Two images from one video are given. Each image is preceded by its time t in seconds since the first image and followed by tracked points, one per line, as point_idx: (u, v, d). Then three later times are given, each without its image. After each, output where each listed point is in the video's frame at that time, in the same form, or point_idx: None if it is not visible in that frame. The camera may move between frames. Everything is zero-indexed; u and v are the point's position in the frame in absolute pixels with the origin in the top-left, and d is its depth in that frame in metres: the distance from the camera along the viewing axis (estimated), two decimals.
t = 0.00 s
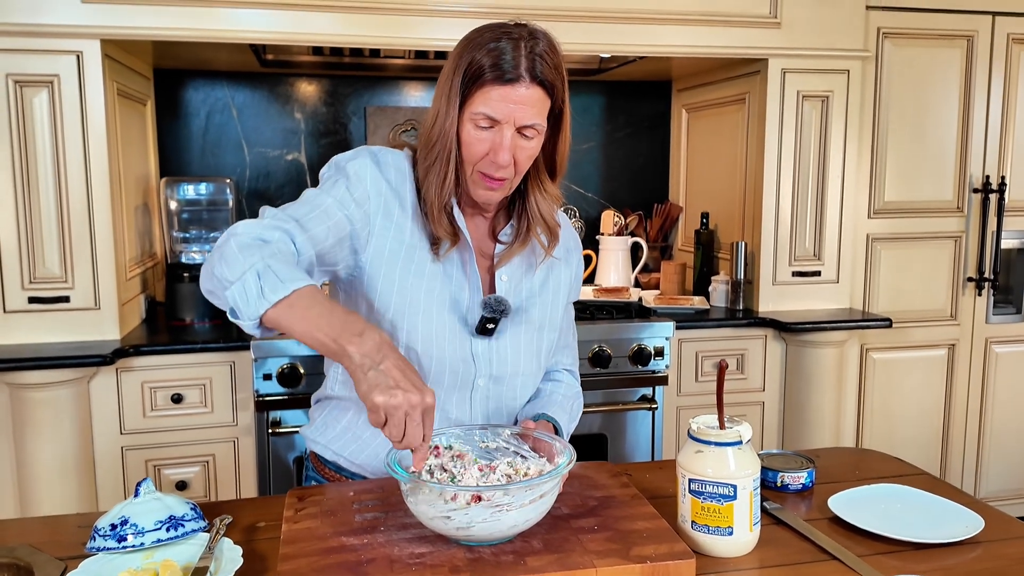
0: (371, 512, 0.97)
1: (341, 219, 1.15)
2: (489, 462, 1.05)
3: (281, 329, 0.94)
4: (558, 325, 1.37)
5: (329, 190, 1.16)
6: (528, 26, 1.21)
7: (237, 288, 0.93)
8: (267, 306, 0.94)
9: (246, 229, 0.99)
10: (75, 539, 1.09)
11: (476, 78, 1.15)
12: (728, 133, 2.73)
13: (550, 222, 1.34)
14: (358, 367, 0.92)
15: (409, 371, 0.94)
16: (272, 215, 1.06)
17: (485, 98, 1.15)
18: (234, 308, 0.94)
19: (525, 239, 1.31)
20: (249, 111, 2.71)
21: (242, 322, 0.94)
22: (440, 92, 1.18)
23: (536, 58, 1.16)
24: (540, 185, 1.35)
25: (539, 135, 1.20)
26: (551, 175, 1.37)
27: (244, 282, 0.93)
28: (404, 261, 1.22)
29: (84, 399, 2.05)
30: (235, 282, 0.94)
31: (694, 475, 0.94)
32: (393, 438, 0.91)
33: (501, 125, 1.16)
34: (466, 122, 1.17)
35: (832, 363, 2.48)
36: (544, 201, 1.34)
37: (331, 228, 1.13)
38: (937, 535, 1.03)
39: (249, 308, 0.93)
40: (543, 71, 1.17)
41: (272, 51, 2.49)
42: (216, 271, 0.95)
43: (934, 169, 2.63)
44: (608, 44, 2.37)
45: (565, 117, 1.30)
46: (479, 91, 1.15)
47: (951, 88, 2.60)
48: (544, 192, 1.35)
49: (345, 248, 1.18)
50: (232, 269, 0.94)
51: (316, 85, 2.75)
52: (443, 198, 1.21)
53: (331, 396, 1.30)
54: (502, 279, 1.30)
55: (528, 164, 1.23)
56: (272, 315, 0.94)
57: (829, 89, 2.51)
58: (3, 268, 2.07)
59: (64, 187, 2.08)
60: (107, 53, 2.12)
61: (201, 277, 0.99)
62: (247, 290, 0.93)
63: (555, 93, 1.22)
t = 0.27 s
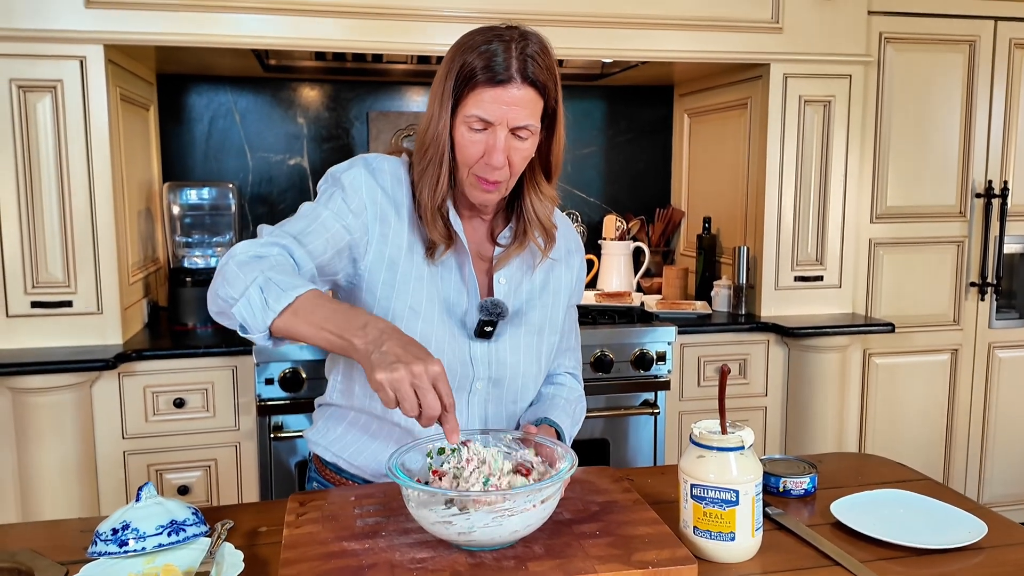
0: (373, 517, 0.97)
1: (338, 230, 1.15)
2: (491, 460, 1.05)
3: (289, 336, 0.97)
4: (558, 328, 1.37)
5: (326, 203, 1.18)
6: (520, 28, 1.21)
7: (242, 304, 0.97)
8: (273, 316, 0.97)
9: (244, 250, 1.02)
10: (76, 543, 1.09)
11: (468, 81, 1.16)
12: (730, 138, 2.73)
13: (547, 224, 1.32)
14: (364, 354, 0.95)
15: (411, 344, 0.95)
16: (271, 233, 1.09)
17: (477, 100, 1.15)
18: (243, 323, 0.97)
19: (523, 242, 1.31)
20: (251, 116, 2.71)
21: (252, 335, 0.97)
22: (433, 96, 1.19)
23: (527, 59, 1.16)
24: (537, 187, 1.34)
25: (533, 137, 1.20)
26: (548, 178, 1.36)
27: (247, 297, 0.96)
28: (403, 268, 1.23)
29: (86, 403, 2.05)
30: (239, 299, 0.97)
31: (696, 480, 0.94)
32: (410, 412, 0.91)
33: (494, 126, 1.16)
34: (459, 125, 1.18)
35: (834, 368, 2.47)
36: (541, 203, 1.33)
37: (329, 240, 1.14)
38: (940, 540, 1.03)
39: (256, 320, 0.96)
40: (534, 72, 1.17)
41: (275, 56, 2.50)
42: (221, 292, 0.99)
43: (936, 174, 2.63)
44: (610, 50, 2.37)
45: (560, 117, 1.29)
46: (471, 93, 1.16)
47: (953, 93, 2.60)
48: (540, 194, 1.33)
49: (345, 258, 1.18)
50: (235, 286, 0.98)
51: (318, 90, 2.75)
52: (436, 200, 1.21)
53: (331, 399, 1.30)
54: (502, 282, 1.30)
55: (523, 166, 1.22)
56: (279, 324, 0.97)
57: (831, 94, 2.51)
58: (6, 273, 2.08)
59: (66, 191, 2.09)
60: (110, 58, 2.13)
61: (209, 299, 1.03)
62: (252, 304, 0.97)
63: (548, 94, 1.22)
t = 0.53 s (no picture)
0: (374, 521, 0.97)
1: (335, 227, 1.15)
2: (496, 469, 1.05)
3: (290, 311, 0.97)
4: (560, 331, 1.36)
5: (324, 201, 1.18)
6: (519, 31, 1.21)
7: (241, 283, 0.96)
8: (274, 293, 0.97)
9: (238, 236, 1.00)
10: (78, 547, 1.09)
11: (469, 84, 1.16)
12: (733, 143, 2.73)
13: (549, 226, 1.32)
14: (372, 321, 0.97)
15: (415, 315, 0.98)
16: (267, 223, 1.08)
17: (478, 103, 1.15)
18: (242, 303, 0.96)
19: (523, 243, 1.31)
20: (254, 121, 2.72)
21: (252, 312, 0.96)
22: (434, 100, 1.19)
23: (527, 61, 1.17)
24: (538, 189, 1.34)
25: (534, 139, 1.20)
26: (549, 180, 1.36)
27: (247, 275, 0.96)
28: (401, 267, 1.23)
29: (88, 407, 2.05)
30: (237, 279, 0.96)
31: (699, 484, 0.94)
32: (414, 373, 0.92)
33: (495, 129, 1.16)
34: (460, 128, 1.18)
35: (837, 372, 2.47)
36: (542, 205, 1.33)
37: (325, 235, 1.13)
38: (943, 545, 1.03)
39: (257, 297, 0.96)
40: (534, 74, 1.17)
41: (278, 61, 2.51)
42: (217, 272, 0.97)
43: (938, 178, 2.63)
44: (612, 54, 2.37)
45: (560, 119, 1.29)
46: (472, 96, 1.16)
47: (955, 98, 2.60)
48: (541, 197, 1.33)
49: (343, 257, 1.18)
50: (233, 266, 0.96)
51: (321, 95, 2.76)
52: (438, 203, 1.21)
53: (334, 402, 1.31)
54: (502, 284, 1.30)
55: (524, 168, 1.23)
56: (280, 300, 0.97)
57: (833, 98, 2.51)
58: (9, 277, 2.08)
59: (70, 196, 2.09)
60: (113, 63, 2.14)
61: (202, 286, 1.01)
62: (253, 283, 0.96)
63: (548, 95, 1.22)
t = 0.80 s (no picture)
0: (379, 525, 0.97)
1: (341, 237, 1.16)
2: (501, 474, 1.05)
3: (300, 336, 1.00)
4: (565, 335, 1.36)
5: (330, 211, 1.18)
6: (523, 34, 1.21)
7: (251, 306, 0.99)
8: (284, 318, 1.00)
9: (246, 256, 1.05)
10: (82, 551, 1.09)
11: (477, 89, 1.16)
12: (735, 147, 2.73)
13: (555, 228, 1.33)
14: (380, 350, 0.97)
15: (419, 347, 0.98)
16: (274, 238, 1.10)
17: (486, 108, 1.15)
18: (250, 324, 0.99)
19: (529, 245, 1.31)
20: (257, 125, 2.72)
21: (261, 336, 0.99)
22: (440, 105, 1.19)
23: (534, 65, 1.17)
24: (543, 191, 1.34)
25: (541, 142, 1.20)
26: (553, 182, 1.36)
27: (257, 299, 0.99)
28: (406, 275, 1.23)
29: (91, 411, 2.05)
30: (247, 301, 0.99)
31: (703, 489, 0.94)
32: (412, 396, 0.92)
33: (504, 133, 1.16)
34: (468, 133, 1.18)
35: (841, 376, 2.46)
36: (547, 206, 1.33)
37: (331, 247, 1.14)
38: (947, 550, 1.02)
39: (266, 321, 0.99)
40: (541, 77, 1.17)
41: (281, 65, 2.51)
42: (227, 295, 1.00)
43: (941, 183, 2.63)
44: (614, 59, 2.38)
45: (566, 122, 1.29)
46: (480, 101, 1.16)
47: (958, 102, 2.60)
48: (547, 199, 1.34)
49: (349, 267, 1.18)
50: (242, 289, 0.99)
51: (324, 99, 2.76)
52: (447, 209, 1.21)
53: (338, 409, 1.31)
54: (508, 288, 1.30)
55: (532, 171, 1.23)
56: (290, 326, 1.00)
57: (836, 103, 2.51)
58: (13, 282, 2.09)
59: (74, 200, 2.10)
60: (117, 68, 2.14)
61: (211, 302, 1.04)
62: (262, 307, 0.99)
63: (554, 98, 1.22)
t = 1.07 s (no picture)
0: (384, 528, 0.97)
1: (353, 233, 1.15)
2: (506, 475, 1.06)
3: (335, 315, 0.96)
4: (571, 339, 1.36)
5: (342, 207, 1.17)
6: (533, 38, 1.22)
7: (281, 286, 0.94)
8: (317, 298, 0.95)
9: (264, 239, 0.99)
10: (87, 553, 1.10)
11: (488, 92, 1.16)
12: (739, 150, 2.73)
13: (562, 230, 1.33)
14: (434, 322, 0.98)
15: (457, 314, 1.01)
16: (291, 228, 1.07)
17: (497, 112, 1.16)
18: (280, 306, 0.94)
19: (536, 248, 1.31)
20: (262, 128, 2.73)
21: (291, 318, 0.94)
22: (450, 108, 1.19)
23: (545, 69, 1.17)
24: (551, 195, 1.34)
25: (552, 145, 1.20)
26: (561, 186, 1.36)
27: (287, 279, 0.94)
28: (415, 275, 1.23)
29: (96, 414, 2.05)
30: (277, 282, 0.94)
31: (709, 492, 0.93)
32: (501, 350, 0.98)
33: (515, 137, 1.16)
34: (479, 136, 1.18)
35: (845, 380, 2.46)
36: (556, 210, 1.34)
37: (344, 241, 1.13)
38: (954, 554, 1.02)
39: (298, 302, 0.94)
40: (552, 81, 1.18)
41: (286, 69, 2.52)
42: (251, 278, 0.94)
43: (946, 186, 2.62)
44: (619, 62, 2.38)
45: (575, 126, 1.30)
46: (490, 105, 1.16)
47: (963, 105, 2.60)
48: (555, 202, 1.34)
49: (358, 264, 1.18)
50: (269, 270, 0.95)
51: (329, 103, 2.77)
52: (455, 213, 1.21)
53: (347, 410, 1.31)
54: (514, 292, 1.31)
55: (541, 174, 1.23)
56: (323, 306, 0.95)
57: (840, 106, 2.51)
58: (19, 285, 2.09)
59: (79, 203, 2.10)
60: (123, 71, 2.15)
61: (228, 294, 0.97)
62: (293, 286, 0.94)
63: (564, 102, 1.22)
